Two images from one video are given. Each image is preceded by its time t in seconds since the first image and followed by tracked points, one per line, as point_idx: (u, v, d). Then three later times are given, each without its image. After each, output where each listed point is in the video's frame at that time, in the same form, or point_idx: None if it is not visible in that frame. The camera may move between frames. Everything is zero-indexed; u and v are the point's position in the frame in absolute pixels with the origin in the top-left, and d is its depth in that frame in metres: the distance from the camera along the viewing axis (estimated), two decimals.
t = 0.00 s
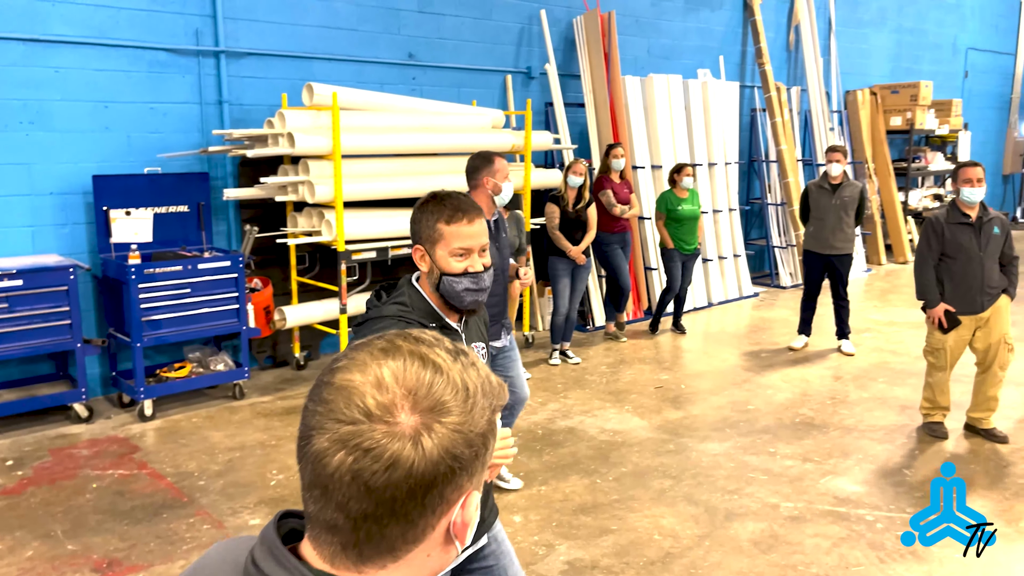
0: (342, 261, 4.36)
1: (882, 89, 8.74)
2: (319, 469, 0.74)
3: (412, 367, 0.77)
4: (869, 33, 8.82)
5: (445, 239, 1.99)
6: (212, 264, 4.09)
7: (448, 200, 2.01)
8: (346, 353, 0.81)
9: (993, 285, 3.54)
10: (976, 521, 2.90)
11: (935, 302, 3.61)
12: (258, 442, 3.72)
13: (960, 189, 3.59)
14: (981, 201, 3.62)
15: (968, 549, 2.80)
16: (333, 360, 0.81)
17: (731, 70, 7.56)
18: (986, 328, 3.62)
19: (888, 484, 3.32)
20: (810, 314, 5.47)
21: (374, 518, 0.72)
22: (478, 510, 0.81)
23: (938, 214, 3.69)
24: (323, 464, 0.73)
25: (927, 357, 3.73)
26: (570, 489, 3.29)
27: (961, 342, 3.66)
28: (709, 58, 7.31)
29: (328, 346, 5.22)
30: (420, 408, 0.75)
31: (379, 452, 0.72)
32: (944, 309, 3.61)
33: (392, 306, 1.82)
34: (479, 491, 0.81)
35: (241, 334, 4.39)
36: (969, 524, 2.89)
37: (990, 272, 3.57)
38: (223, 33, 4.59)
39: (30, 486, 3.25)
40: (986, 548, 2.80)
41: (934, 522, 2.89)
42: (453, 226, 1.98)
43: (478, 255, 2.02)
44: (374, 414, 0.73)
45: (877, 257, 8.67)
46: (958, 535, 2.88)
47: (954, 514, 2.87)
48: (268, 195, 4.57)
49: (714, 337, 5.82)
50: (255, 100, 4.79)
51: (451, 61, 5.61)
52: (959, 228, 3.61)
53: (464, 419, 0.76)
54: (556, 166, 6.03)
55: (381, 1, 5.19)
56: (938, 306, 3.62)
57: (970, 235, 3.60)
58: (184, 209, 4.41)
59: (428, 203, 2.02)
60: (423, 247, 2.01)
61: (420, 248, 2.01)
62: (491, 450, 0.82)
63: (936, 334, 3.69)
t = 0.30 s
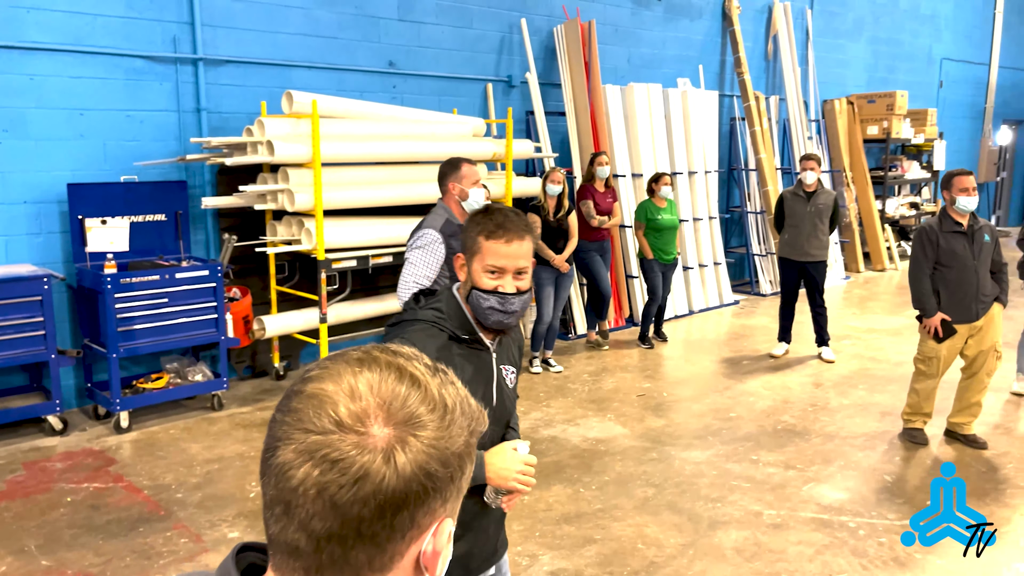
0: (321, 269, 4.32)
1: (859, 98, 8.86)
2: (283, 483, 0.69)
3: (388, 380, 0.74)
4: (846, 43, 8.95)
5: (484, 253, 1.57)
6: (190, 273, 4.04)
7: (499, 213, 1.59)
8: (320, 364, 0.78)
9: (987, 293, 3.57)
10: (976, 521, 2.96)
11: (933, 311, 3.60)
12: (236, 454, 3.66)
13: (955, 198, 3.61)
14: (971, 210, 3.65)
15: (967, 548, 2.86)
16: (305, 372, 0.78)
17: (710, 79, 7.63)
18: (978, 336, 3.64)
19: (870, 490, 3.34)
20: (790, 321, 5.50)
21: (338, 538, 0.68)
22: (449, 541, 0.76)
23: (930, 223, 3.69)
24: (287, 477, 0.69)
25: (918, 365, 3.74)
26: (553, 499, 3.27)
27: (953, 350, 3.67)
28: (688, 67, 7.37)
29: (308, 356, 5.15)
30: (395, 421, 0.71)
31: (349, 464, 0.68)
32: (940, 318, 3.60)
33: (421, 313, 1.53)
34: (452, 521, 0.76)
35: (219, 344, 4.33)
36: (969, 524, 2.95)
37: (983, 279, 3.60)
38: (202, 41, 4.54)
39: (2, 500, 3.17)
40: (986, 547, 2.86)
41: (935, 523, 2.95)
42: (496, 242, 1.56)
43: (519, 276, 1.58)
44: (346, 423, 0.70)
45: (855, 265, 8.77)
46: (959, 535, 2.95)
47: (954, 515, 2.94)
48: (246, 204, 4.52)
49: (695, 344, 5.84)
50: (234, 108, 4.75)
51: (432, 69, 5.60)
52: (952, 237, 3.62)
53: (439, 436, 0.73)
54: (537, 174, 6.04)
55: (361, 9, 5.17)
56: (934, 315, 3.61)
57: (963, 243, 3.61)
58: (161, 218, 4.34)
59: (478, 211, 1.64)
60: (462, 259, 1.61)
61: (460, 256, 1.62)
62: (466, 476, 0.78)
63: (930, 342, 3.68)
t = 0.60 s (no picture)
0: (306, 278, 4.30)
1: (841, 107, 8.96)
2: (253, 502, 0.66)
3: (367, 395, 0.69)
4: (827, 53, 9.05)
5: (528, 255, 1.53)
6: (173, 282, 4.00)
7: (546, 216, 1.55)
8: (297, 377, 0.73)
9: (985, 299, 3.64)
10: (976, 521, 2.98)
11: (938, 320, 3.58)
12: (220, 464, 3.63)
13: (953, 206, 3.62)
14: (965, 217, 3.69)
15: (968, 549, 2.91)
16: (283, 384, 0.73)
17: (694, 88, 7.69)
18: (976, 342, 3.68)
19: (854, 497, 3.36)
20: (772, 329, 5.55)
21: (309, 561, 0.64)
22: (428, 565, 0.73)
23: (927, 230, 3.68)
24: (257, 496, 0.66)
25: (918, 373, 3.72)
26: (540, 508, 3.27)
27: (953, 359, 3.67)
28: (672, 76, 7.43)
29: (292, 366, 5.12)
30: (371, 439, 0.67)
31: (319, 485, 0.64)
32: (945, 327, 3.59)
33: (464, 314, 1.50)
34: (431, 544, 0.72)
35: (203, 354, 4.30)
36: (969, 523, 2.98)
37: (981, 286, 3.64)
38: (185, 49, 4.52)
39: None
40: (986, 547, 2.92)
41: (934, 523, 2.98)
42: (540, 245, 1.51)
43: (563, 281, 1.54)
44: (319, 441, 0.66)
45: (838, 273, 8.86)
46: (959, 534, 2.99)
47: (954, 515, 2.96)
48: (230, 213, 4.50)
49: (680, 352, 5.86)
50: (218, 116, 4.72)
51: (417, 78, 5.60)
52: (953, 245, 3.63)
53: (418, 456, 0.69)
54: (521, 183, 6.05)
55: (345, 17, 5.17)
56: (939, 324, 3.60)
57: (963, 251, 3.63)
58: (144, 227, 4.30)
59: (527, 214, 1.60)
60: (504, 261, 1.57)
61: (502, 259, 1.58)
62: (448, 497, 0.74)
63: (931, 351, 3.66)
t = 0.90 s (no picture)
0: (294, 286, 4.29)
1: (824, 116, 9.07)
2: (228, 519, 0.67)
3: (343, 411, 0.70)
4: (811, 62, 9.15)
5: (550, 266, 1.53)
6: (160, 290, 3.98)
7: (544, 226, 1.58)
8: (274, 391, 0.74)
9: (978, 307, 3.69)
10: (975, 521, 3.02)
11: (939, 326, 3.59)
12: (207, 473, 3.61)
13: (949, 217, 3.67)
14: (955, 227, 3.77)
15: (968, 549, 2.97)
16: (261, 397, 0.74)
17: (679, 97, 7.75)
18: (969, 350, 3.72)
19: (839, 502, 3.40)
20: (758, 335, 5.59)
21: None
22: None
23: (921, 240, 3.73)
24: (233, 512, 0.67)
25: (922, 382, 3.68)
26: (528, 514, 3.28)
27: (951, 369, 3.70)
28: (656, 84, 7.50)
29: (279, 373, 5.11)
30: (346, 455, 0.67)
31: (293, 502, 0.64)
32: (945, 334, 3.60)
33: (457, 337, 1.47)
34: (411, 558, 0.73)
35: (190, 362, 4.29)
36: (969, 523, 3.02)
37: (974, 294, 3.70)
38: (172, 57, 4.52)
39: None
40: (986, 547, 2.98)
41: (935, 523, 3.02)
42: (562, 254, 1.55)
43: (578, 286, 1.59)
44: (294, 457, 0.66)
45: (823, 279, 8.94)
46: (959, 534, 3.04)
47: (955, 515, 3.00)
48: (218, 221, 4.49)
49: (667, 358, 5.90)
50: (205, 124, 4.72)
51: (404, 86, 5.62)
52: (947, 254, 3.69)
53: (395, 471, 0.69)
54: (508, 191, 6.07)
55: (333, 26, 5.18)
56: (940, 331, 3.61)
57: (956, 260, 3.70)
58: (131, 235, 4.28)
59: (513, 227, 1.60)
60: (519, 275, 1.52)
61: (514, 273, 1.53)
62: (428, 511, 0.74)
63: (932, 360, 3.66)
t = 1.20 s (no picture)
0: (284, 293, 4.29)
1: (811, 123, 9.16)
2: (211, 524, 0.67)
3: (324, 415, 0.70)
4: (798, 70, 9.23)
5: (545, 293, 1.46)
6: (148, 297, 3.96)
7: (522, 250, 1.48)
8: (256, 397, 0.74)
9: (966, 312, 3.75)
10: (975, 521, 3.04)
11: (934, 331, 3.62)
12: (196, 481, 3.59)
13: (942, 223, 3.69)
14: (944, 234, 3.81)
15: (968, 550, 3.01)
16: (243, 405, 0.75)
17: (668, 104, 7.79)
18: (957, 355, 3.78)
19: (828, 507, 3.42)
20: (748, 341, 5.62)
21: None
22: None
23: (913, 245, 3.75)
24: (216, 517, 0.67)
25: (926, 389, 3.69)
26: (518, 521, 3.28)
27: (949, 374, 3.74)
28: (646, 92, 7.54)
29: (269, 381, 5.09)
30: (327, 458, 0.68)
31: (275, 506, 0.65)
32: (940, 339, 3.64)
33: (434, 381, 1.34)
34: (395, 558, 0.73)
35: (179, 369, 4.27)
36: (969, 523, 3.05)
37: (962, 300, 3.76)
38: (161, 64, 4.51)
39: None
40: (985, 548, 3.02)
41: (935, 523, 3.05)
42: (551, 279, 1.48)
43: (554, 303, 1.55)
44: (275, 462, 0.67)
45: (811, 286, 9.00)
46: (959, 535, 3.07)
47: (954, 515, 3.04)
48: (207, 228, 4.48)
49: (657, 365, 5.92)
50: (194, 132, 4.71)
51: (394, 93, 5.63)
52: (939, 260, 3.73)
53: (376, 472, 0.69)
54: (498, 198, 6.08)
55: (322, 33, 5.19)
56: (934, 336, 3.64)
57: (947, 267, 3.74)
58: (119, 242, 4.26)
59: (490, 255, 1.48)
60: (520, 309, 1.42)
61: (514, 308, 1.42)
62: (411, 512, 0.75)
63: (932, 364, 3.68)
